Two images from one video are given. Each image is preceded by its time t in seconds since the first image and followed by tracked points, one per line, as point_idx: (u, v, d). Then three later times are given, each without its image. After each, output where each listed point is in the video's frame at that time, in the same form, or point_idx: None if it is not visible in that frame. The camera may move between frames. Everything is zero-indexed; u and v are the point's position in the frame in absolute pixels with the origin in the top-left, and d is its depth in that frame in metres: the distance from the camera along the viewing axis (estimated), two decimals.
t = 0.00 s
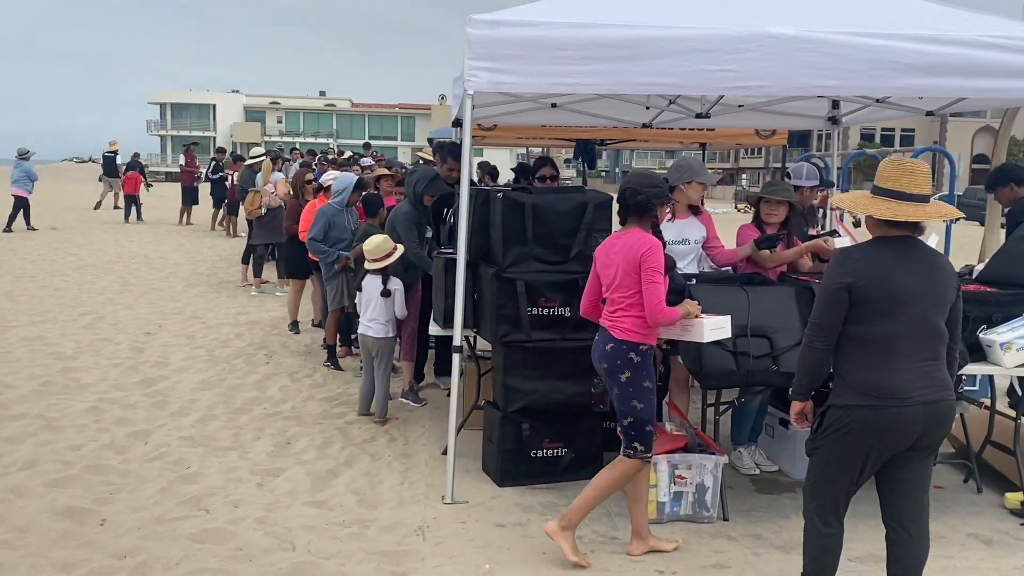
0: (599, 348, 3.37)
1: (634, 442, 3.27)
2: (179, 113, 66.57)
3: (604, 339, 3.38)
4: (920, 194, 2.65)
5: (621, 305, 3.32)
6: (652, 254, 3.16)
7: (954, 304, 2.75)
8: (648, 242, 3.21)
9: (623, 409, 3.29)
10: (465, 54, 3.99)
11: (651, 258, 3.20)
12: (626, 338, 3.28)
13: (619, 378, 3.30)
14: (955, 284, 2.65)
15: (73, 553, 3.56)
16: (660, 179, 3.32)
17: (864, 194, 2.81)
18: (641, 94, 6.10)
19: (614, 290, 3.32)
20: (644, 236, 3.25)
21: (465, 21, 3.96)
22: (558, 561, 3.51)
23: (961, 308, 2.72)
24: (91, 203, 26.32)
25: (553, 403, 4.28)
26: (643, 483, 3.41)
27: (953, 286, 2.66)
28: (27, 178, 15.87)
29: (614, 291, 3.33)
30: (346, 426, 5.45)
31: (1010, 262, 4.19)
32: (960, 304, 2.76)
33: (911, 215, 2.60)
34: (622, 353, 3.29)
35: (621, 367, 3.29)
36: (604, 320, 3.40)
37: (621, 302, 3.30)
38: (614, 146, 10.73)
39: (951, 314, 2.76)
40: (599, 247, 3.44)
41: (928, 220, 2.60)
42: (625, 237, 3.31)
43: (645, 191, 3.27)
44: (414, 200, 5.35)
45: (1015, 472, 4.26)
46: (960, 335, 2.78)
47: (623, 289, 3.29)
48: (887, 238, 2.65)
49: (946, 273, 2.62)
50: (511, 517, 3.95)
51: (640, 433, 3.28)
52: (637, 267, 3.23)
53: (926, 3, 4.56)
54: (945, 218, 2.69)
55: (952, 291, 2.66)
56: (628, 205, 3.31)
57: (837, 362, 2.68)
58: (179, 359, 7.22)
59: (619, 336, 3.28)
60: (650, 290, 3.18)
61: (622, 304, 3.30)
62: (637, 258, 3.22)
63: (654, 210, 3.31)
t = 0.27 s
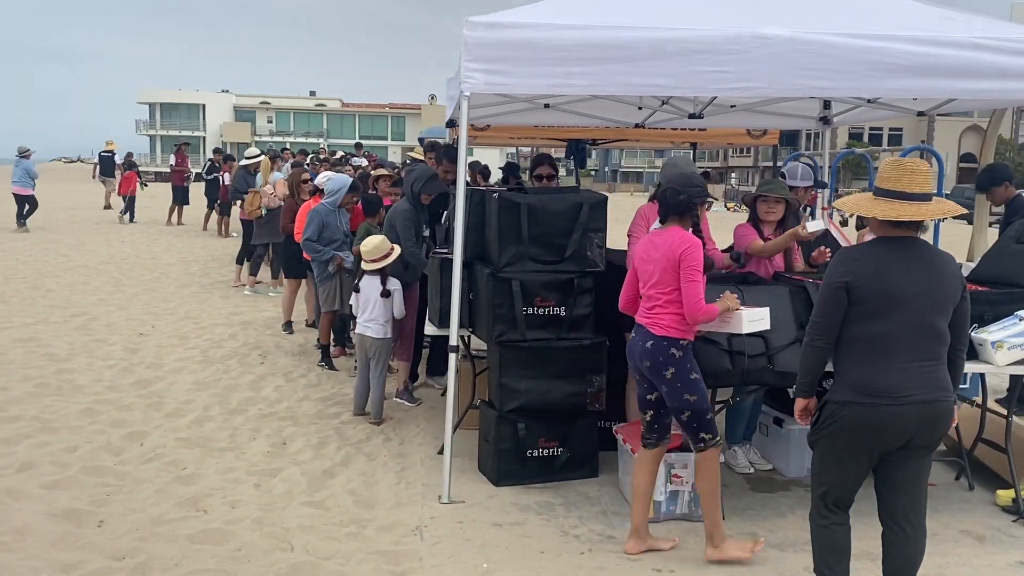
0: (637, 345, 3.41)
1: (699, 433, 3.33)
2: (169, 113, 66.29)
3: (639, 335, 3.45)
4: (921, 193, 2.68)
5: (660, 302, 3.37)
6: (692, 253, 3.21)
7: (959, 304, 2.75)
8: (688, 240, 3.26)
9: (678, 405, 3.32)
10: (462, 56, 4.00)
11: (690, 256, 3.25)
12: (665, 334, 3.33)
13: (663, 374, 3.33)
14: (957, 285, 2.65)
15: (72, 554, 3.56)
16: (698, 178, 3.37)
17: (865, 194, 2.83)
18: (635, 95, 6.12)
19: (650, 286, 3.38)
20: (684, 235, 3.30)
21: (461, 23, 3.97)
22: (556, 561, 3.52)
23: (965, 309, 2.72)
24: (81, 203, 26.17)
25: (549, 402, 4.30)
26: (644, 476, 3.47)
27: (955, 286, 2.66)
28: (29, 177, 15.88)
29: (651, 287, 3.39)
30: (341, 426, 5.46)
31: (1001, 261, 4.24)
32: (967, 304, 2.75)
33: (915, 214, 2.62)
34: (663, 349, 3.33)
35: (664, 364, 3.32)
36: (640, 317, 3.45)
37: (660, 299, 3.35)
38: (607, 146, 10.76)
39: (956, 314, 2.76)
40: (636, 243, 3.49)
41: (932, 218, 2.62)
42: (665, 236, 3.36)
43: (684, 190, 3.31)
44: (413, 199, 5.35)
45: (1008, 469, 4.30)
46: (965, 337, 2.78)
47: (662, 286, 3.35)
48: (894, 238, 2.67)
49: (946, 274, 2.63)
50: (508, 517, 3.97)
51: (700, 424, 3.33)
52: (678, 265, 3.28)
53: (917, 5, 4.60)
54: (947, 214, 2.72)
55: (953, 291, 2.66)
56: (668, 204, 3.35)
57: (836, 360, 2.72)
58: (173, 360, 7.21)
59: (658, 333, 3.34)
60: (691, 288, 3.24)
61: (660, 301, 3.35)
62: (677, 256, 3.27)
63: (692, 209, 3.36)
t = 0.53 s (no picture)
0: (685, 350, 3.41)
1: (739, 435, 3.33)
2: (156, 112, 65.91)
3: (685, 339, 3.46)
4: (902, 191, 2.71)
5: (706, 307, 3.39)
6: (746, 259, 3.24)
7: (942, 303, 2.75)
8: (737, 246, 3.30)
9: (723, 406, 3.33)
10: (452, 56, 4.00)
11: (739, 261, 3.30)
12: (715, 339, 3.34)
13: (713, 378, 3.34)
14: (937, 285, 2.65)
15: (61, 555, 3.54)
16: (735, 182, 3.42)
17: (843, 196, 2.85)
18: (625, 94, 6.13)
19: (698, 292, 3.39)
20: (730, 240, 3.33)
21: (451, 23, 3.97)
22: (546, 560, 3.53)
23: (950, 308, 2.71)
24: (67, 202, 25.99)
25: (540, 401, 4.31)
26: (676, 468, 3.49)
27: (935, 286, 2.66)
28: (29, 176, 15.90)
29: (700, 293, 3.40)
30: (332, 426, 5.45)
31: (989, 260, 4.26)
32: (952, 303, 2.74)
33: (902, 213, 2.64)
34: (714, 352, 3.35)
35: (714, 366, 3.33)
36: (685, 323, 3.45)
37: (708, 304, 3.37)
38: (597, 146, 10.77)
39: (939, 312, 2.76)
40: (675, 248, 3.50)
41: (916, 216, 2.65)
42: (709, 241, 3.37)
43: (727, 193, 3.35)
44: (402, 195, 5.40)
45: (995, 466, 4.34)
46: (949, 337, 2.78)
47: (714, 291, 3.37)
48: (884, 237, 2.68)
49: (925, 274, 2.64)
50: (499, 516, 3.97)
51: (741, 426, 3.33)
52: (731, 271, 3.31)
53: (905, 5, 4.63)
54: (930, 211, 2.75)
55: (935, 291, 2.66)
56: (708, 205, 3.39)
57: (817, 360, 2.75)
58: (162, 360, 7.18)
59: (708, 338, 3.35)
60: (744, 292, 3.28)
61: (709, 305, 3.37)
62: (730, 261, 3.30)
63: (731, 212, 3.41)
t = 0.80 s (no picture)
0: (707, 343, 3.43)
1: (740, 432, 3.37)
2: (143, 111, 65.51)
3: (706, 333, 3.47)
4: (850, 191, 2.74)
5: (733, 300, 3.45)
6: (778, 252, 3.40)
7: (899, 300, 2.76)
8: (769, 240, 3.41)
9: (738, 400, 3.37)
10: (435, 53, 4.00)
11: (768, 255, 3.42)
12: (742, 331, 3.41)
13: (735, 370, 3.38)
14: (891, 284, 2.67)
15: (43, 556, 3.53)
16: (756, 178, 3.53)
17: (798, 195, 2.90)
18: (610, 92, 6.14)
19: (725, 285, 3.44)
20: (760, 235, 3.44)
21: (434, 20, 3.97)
22: (530, 556, 3.53)
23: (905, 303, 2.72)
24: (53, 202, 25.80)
25: (524, 398, 4.32)
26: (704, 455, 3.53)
27: (889, 285, 2.68)
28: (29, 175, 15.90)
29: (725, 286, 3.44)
30: (317, 425, 5.43)
31: (971, 256, 4.28)
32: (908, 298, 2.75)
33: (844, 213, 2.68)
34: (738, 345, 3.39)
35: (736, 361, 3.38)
36: (710, 316, 3.46)
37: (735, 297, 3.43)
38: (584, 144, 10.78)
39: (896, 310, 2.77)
40: (697, 239, 3.48)
41: (861, 217, 2.67)
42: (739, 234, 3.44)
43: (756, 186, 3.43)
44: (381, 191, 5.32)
45: (977, 462, 4.37)
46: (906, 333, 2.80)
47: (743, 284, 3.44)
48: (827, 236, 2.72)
49: (879, 274, 2.65)
50: (484, 514, 3.97)
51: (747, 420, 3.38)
52: (761, 265, 3.43)
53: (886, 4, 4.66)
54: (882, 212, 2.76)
55: (889, 289, 2.67)
56: (732, 196, 3.44)
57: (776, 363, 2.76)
58: (147, 360, 7.14)
59: (736, 330, 3.40)
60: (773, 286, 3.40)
61: (734, 297, 3.44)
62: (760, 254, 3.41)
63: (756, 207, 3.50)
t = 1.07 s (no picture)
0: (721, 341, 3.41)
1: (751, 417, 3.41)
2: (130, 109, 65.08)
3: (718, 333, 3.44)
4: (775, 189, 2.68)
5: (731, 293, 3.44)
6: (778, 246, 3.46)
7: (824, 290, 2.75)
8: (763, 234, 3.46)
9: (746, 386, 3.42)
10: (410, 50, 3.98)
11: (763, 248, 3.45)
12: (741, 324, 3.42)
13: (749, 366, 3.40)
14: (817, 274, 2.65)
15: (14, 556, 3.48)
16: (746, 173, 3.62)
17: (724, 187, 2.82)
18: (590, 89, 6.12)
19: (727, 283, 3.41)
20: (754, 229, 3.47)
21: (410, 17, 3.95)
22: (505, 554, 3.52)
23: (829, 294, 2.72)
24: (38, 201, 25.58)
25: (503, 395, 4.31)
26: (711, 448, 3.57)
27: (815, 275, 2.66)
28: (20, 174, 15.79)
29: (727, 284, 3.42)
30: (296, 423, 5.40)
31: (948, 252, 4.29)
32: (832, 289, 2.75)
33: (768, 213, 2.62)
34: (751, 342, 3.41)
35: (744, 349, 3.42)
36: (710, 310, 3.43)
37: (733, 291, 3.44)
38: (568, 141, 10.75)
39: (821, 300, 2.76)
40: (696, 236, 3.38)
41: (784, 216, 2.62)
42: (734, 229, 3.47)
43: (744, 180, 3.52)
44: (353, 188, 5.29)
45: (953, 457, 4.39)
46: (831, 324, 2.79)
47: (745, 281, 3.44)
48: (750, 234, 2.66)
49: (805, 264, 2.63)
50: (461, 511, 3.95)
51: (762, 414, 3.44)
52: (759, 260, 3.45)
53: None
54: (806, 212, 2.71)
55: (815, 281, 2.66)
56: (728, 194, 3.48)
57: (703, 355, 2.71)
58: (127, 359, 7.08)
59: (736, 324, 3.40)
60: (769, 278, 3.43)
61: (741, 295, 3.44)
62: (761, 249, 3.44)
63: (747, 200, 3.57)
